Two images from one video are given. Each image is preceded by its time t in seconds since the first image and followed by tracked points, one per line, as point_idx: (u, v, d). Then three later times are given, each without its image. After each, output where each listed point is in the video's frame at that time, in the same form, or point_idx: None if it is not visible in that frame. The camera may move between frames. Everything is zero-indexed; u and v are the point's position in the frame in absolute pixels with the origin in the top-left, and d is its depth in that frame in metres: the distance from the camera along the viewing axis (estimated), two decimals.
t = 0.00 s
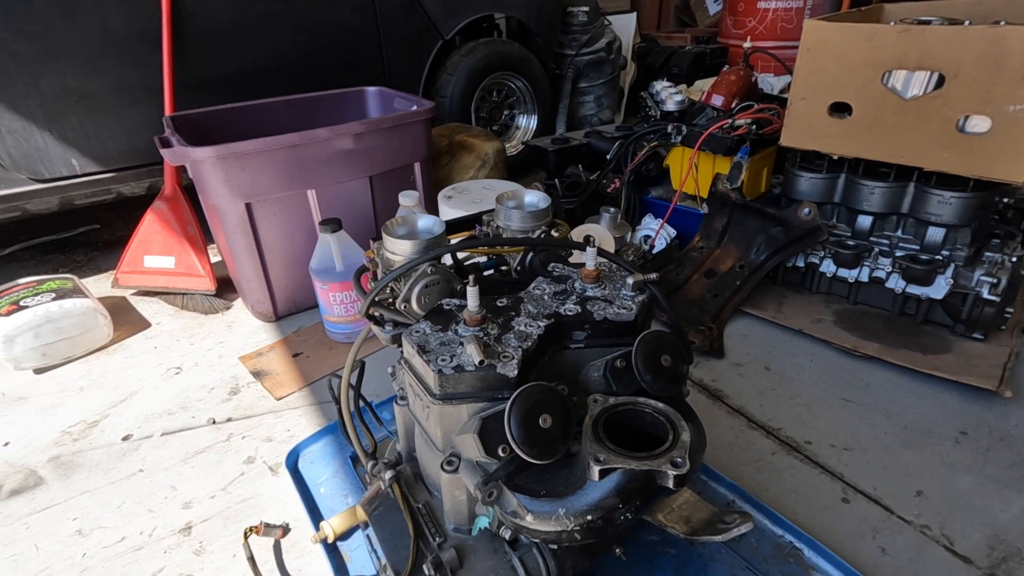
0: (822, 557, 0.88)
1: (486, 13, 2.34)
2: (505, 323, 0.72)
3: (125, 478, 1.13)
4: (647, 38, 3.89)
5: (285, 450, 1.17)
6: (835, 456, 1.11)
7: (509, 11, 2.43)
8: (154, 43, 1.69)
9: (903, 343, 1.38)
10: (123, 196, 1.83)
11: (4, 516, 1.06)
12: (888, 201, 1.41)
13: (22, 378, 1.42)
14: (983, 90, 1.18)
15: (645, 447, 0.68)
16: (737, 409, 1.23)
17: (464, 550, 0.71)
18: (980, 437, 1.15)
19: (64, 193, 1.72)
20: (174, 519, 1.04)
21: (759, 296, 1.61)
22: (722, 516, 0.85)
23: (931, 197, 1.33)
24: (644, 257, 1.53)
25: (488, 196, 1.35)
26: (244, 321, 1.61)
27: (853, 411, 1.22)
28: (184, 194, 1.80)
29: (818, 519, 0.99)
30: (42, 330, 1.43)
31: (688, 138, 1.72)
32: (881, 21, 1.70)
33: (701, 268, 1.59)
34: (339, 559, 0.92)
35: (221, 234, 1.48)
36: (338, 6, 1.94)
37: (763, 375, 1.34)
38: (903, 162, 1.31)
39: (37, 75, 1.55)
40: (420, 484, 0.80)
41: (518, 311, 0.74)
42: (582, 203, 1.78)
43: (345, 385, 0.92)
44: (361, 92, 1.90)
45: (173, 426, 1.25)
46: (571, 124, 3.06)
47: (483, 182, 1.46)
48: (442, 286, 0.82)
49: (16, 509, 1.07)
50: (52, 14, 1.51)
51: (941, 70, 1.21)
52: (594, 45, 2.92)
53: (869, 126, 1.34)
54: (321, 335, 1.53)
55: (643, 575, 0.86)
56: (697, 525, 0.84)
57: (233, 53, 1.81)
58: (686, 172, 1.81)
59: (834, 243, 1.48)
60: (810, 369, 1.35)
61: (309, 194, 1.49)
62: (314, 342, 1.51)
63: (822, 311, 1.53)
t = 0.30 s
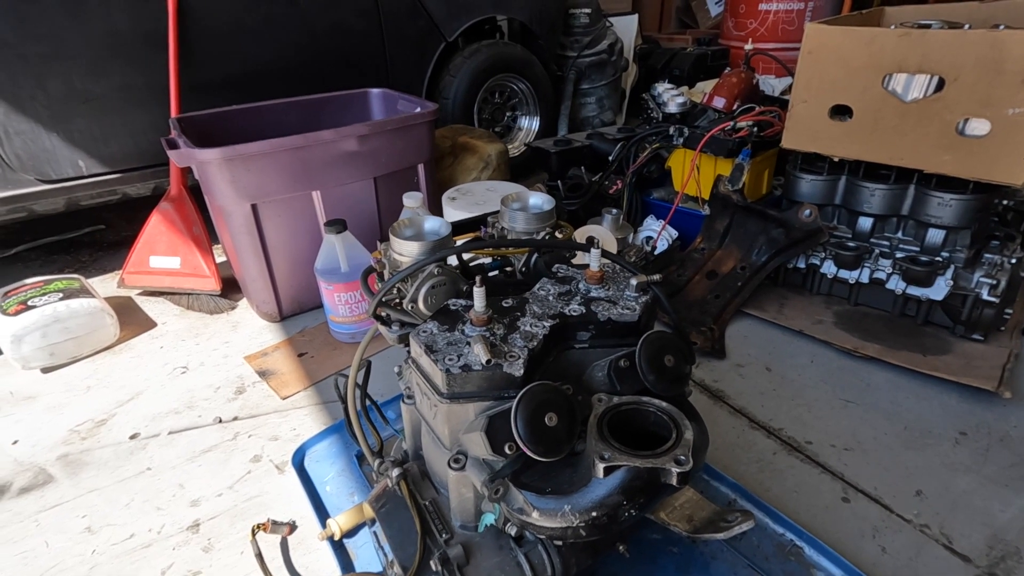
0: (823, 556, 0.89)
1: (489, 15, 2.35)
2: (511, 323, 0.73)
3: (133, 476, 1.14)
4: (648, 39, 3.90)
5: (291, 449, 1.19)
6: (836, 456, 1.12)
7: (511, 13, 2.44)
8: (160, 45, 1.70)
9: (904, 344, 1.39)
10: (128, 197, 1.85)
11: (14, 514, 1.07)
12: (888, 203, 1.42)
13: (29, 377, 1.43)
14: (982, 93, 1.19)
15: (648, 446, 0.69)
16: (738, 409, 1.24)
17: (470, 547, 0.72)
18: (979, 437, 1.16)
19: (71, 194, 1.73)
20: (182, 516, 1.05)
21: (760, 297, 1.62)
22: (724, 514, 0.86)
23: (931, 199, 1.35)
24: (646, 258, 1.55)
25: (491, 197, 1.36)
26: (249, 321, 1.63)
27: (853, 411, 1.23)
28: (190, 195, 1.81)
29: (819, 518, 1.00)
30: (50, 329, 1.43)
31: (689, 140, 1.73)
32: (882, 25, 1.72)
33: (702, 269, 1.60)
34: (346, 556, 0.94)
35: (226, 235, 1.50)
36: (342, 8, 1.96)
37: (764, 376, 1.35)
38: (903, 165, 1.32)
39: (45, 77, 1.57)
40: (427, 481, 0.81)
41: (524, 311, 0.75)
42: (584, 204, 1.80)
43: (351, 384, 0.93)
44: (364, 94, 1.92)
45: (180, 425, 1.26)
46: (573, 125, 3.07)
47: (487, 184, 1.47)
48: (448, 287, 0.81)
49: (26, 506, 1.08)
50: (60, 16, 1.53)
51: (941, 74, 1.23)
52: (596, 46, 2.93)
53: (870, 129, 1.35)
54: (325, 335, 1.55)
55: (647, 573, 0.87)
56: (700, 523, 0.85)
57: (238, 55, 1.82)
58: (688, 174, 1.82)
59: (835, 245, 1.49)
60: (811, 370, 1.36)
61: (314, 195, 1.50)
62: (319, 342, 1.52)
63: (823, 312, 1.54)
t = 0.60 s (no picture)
0: (827, 551, 0.90)
1: (493, 17, 2.37)
2: (522, 321, 0.75)
3: (146, 473, 1.15)
4: (650, 40, 3.92)
5: (301, 446, 1.20)
6: (840, 453, 1.13)
7: (515, 15, 2.46)
8: (169, 48, 1.72)
9: (907, 343, 1.40)
10: (137, 198, 1.87)
11: (29, 509, 1.09)
12: (891, 203, 1.44)
13: (41, 375, 1.45)
14: (984, 95, 1.20)
15: (657, 442, 0.71)
16: (742, 407, 1.26)
17: (483, 540, 0.73)
18: (981, 435, 1.17)
19: (80, 195, 1.75)
20: (195, 512, 1.07)
21: (764, 296, 1.63)
22: (730, 509, 0.88)
23: (933, 200, 1.36)
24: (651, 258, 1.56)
25: (498, 198, 1.37)
26: (257, 321, 1.64)
27: (857, 409, 1.25)
28: (198, 196, 1.83)
29: (824, 514, 1.02)
30: (61, 329, 1.45)
31: (693, 141, 1.75)
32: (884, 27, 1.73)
33: (706, 269, 1.61)
34: (357, 551, 0.95)
35: (236, 235, 1.51)
36: (348, 10, 1.97)
37: (768, 374, 1.36)
38: (906, 165, 1.34)
39: (56, 79, 1.58)
40: (439, 476, 0.83)
41: (534, 309, 0.77)
42: (589, 205, 1.82)
43: (363, 382, 0.94)
44: (370, 95, 1.93)
45: (191, 423, 1.28)
46: (576, 126, 3.09)
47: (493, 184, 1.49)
48: (459, 285, 0.84)
49: (41, 502, 1.10)
50: (71, 19, 1.55)
51: (943, 76, 1.24)
52: (599, 48, 2.95)
53: (873, 130, 1.36)
54: (333, 334, 1.56)
55: (654, 568, 0.88)
56: (707, 518, 0.87)
57: (245, 57, 1.84)
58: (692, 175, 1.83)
59: (838, 245, 1.50)
60: (814, 368, 1.38)
61: (322, 196, 1.52)
62: (327, 341, 1.53)
63: (826, 311, 1.56)
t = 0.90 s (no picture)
0: (830, 548, 0.91)
1: (495, 19, 2.38)
2: (529, 320, 0.75)
3: (153, 472, 1.16)
4: (651, 42, 3.93)
5: (306, 445, 1.21)
6: (843, 452, 1.14)
7: (518, 17, 2.47)
8: (174, 50, 1.73)
9: (908, 343, 1.41)
10: (141, 199, 1.88)
11: (38, 508, 1.10)
12: (892, 204, 1.44)
13: (47, 375, 1.46)
14: (985, 97, 1.21)
15: (663, 439, 0.71)
16: (745, 407, 1.27)
17: (490, 537, 0.74)
18: (982, 434, 1.18)
19: (85, 197, 1.76)
20: (202, 510, 1.07)
21: (766, 297, 1.64)
22: (734, 507, 0.90)
23: (934, 200, 1.37)
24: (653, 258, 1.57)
25: (502, 199, 1.38)
26: (262, 321, 1.65)
27: (860, 408, 1.25)
28: (202, 197, 1.84)
29: (827, 512, 1.02)
30: (68, 329, 1.46)
31: (695, 142, 1.75)
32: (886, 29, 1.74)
33: (709, 270, 1.62)
34: (364, 549, 0.96)
35: (241, 236, 1.52)
36: (352, 12, 1.99)
37: (770, 374, 1.37)
38: (907, 166, 1.34)
39: (62, 81, 1.59)
40: (446, 474, 0.84)
41: (541, 309, 0.78)
42: (592, 206, 1.83)
43: (369, 381, 0.95)
44: (374, 97, 1.95)
45: (197, 423, 1.29)
46: (578, 127, 3.10)
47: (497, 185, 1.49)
48: (466, 285, 0.84)
49: (49, 501, 1.11)
50: (78, 22, 1.56)
51: (944, 78, 1.25)
52: (601, 49, 2.97)
53: (874, 131, 1.37)
54: (337, 334, 1.57)
55: (659, 565, 0.89)
56: (711, 516, 0.89)
57: (249, 59, 1.85)
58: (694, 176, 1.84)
59: (840, 245, 1.51)
60: (816, 368, 1.39)
61: (326, 197, 1.52)
62: (331, 341, 1.54)
63: (827, 312, 1.57)
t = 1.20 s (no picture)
0: (830, 549, 0.91)
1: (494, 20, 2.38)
2: (529, 322, 0.76)
3: (153, 474, 1.16)
4: (650, 43, 3.95)
5: (306, 447, 1.21)
6: (842, 453, 1.14)
7: (517, 18, 2.47)
8: (174, 51, 1.73)
9: (907, 344, 1.42)
10: (141, 201, 1.88)
11: (39, 510, 1.09)
12: (890, 205, 1.45)
13: (47, 377, 1.45)
14: (983, 98, 1.22)
15: (663, 440, 0.72)
16: (745, 408, 1.27)
17: (491, 539, 0.74)
18: (982, 434, 1.18)
19: (85, 198, 1.76)
20: (203, 512, 1.07)
21: (765, 298, 1.65)
22: (734, 508, 0.89)
23: (933, 202, 1.38)
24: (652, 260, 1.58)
25: (502, 200, 1.39)
26: (262, 322, 1.66)
27: (859, 409, 1.26)
28: (202, 199, 1.84)
29: (827, 513, 1.03)
30: (67, 331, 1.46)
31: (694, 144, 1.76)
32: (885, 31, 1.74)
33: (708, 271, 1.62)
34: (364, 551, 0.96)
35: (241, 237, 1.52)
36: (351, 14, 1.99)
37: (770, 375, 1.38)
38: (906, 168, 1.35)
39: (62, 83, 1.59)
40: (446, 476, 0.84)
41: (540, 310, 0.78)
42: (591, 207, 1.83)
43: (369, 383, 0.95)
44: (374, 99, 1.95)
45: (197, 425, 1.29)
46: (577, 129, 3.10)
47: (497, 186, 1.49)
48: (467, 287, 0.84)
49: (49, 503, 1.11)
50: (78, 23, 1.56)
51: (942, 79, 1.26)
52: (599, 51, 2.97)
53: (873, 133, 1.38)
54: (337, 336, 1.57)
55: (660, 566, 0.90)
56: (711, 517, 0.88)
57: (249, 60, 1.85)
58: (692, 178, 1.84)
59: (838, 247, 1.52)
60: (816, 369, 1.39)
61: (326, 198, 1.53)
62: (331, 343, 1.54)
63: (827, 312, 1.57)
